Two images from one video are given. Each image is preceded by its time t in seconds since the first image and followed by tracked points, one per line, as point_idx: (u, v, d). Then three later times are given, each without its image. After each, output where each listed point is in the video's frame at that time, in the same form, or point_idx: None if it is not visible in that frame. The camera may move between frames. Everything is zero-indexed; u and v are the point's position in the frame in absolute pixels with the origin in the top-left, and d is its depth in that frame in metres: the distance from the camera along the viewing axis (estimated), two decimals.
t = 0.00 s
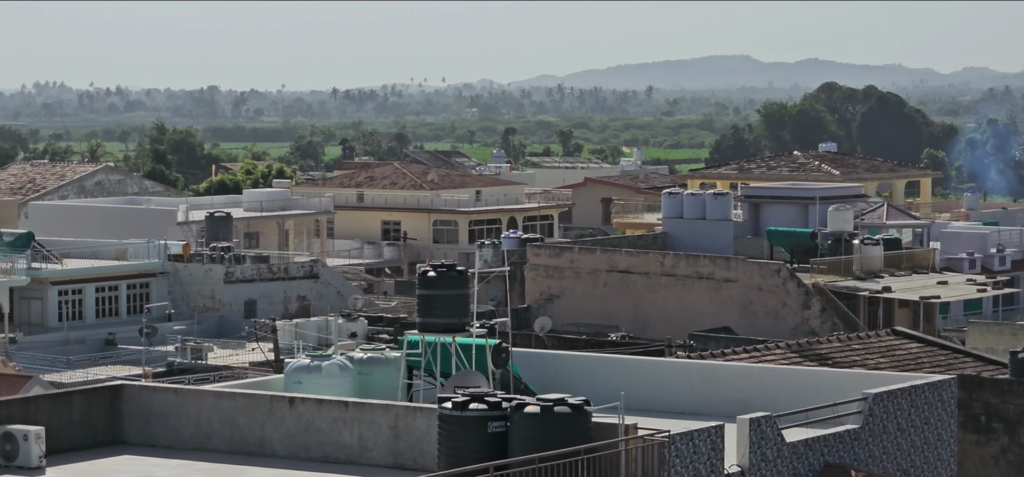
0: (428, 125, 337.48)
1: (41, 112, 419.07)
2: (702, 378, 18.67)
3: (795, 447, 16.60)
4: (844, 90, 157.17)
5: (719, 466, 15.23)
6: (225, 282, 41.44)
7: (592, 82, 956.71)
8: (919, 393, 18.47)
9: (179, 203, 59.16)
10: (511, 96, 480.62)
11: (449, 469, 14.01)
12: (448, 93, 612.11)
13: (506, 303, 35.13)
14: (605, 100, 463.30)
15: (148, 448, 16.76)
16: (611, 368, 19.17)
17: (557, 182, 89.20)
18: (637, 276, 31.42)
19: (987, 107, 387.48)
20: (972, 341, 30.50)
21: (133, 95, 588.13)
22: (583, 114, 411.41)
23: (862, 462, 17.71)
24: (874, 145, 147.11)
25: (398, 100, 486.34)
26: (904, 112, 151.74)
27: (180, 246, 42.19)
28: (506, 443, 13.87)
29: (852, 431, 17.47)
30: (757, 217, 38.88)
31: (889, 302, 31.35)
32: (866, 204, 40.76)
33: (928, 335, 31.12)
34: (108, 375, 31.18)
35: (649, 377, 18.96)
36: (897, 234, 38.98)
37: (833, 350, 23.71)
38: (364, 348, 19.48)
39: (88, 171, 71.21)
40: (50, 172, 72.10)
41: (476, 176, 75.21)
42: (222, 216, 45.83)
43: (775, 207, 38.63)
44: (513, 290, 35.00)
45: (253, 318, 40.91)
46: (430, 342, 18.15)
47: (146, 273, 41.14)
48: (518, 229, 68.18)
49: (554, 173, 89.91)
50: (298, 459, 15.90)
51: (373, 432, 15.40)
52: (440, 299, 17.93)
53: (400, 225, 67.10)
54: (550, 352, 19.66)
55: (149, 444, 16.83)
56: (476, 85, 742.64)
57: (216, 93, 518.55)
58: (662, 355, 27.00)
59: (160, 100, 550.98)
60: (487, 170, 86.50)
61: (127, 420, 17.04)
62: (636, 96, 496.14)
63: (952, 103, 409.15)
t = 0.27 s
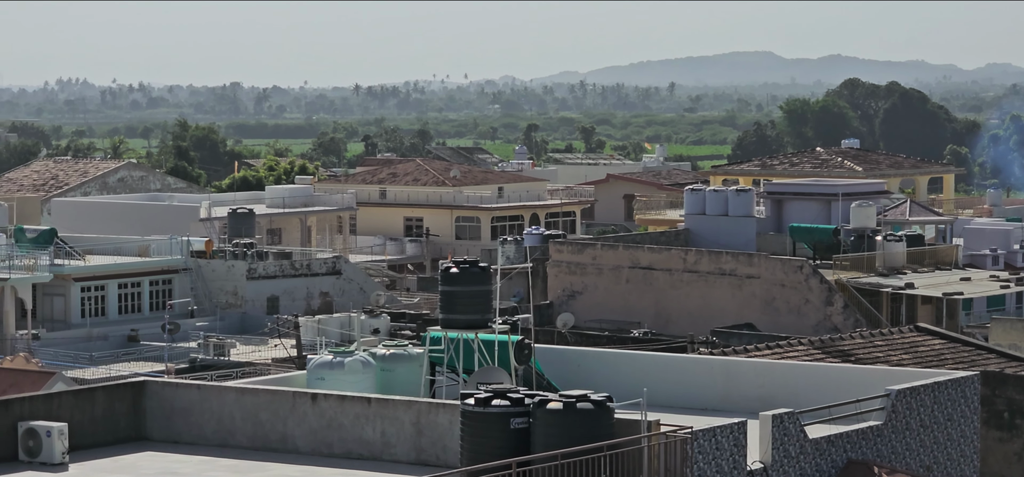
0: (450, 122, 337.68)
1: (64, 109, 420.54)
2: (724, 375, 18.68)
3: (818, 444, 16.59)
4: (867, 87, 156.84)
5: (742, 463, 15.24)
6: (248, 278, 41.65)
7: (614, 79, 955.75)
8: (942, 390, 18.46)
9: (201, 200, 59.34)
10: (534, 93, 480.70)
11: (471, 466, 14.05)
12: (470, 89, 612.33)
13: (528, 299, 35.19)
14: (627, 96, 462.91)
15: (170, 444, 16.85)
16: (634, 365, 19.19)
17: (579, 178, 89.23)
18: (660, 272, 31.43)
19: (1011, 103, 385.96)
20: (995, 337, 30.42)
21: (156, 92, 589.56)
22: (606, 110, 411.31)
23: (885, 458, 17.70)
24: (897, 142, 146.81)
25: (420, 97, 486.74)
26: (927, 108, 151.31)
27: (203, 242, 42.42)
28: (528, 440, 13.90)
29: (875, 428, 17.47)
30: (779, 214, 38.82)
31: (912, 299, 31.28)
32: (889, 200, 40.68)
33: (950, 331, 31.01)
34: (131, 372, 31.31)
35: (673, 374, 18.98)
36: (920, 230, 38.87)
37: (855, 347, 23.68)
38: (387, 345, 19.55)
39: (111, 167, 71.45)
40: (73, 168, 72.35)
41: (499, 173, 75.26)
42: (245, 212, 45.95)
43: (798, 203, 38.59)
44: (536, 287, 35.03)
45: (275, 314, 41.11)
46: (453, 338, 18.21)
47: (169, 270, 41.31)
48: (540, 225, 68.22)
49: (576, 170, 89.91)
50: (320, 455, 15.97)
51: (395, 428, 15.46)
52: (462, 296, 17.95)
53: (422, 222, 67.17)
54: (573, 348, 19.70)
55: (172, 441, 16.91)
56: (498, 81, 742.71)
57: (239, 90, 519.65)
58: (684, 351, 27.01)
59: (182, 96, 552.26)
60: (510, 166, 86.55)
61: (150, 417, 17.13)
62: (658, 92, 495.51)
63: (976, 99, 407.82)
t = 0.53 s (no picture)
0: (471, 119, 337.81)
1: (86, 106, 421.89)
2: (745, 374, 18.71)
3: (840, 441, 16.58)
4: (888, 85, 156.39)
5: (763, 461, 15.25)
6: (269, 276, 41.80)
7: (635, 76, 954.89)
8: (964, 388, 18.43)
9: (223, 197, 59.52)
10: (555, 91, 480.56)
11: (493, 463, 14.10)
12: (491, 87, 612.51)
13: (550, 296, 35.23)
14: (648, 93, 462.55)
15: (191, 441, 16.89)
16: (655, 363, 19.22)
17: (600, 176, 89.22)
18: (681, 270, 31.45)
19: None
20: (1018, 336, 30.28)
21: (177, 90, 590.92)
22: (627, 108, 411.16)
23: (907, 456, 17.67)
24: (919, 139, 146.43)
25: (442, 94, 487.10)
26: (949, 105, 150.90)
27: (225, 240, 42.60)
28: (550, 437, 13.94)
29: (896, 425, 17.45)
30: (801, 211, 38.86)
31: (934, 296, 31.18)
32: (911, 198, 40.64)
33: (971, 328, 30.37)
34: (152, 369, 31.42)
35: (693, 371, 19.00)
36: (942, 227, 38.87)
37: (877, 345, 23.67)
38: (408, 342, 19.61)
39: (132, 165, 71.65)
40: (95, 165, 72.64)
41: (520, 170, 75.31)
42: (267, 209, 46.10)
43: (820, 201, 38.61)
44: (557, 284, 35.06)
45: (297, 312, 41.28)
46: (474, 336, 18.29)
47: (191, 267, 41.52)
48: (561, 222, 68.26)
49: (597, 167, 89.92)
50: (341, 452, 16.04)
51: (417, 425, 15.51)
52: (484, 294, 18.24)
53: (443, 219, 67.26)
54: (594, 345, 19.75)
55: (193, 438, 16.96)
56: (519, 79, 743.14)
57: (260, 87, 520.69)
58: (705, 349, 27.02)
59: (204, 94, 553.53)
60: (531, 164, 86.64)
61: (171, 415, 17.17)
62: (679, 89, 495.09)
63: (999, 96, 406.37)
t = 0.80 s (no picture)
0: (493, 119, 337.85)
1: (110, 106, 423.32)
2: (768, 374, 18.72)
3: (862, 441, 16.57)
4: (911, 84, 155.98)
5: (785, 462, 15.26)
6: (292, 275, 41.86)
7: (658, 76, 953.98)
8: (986, 389, 18.41)
9: (245, 197, 59.70)
10: (577, 91, 480.39)
11: (515, 463, 14.14)
12: (512, 87, 612.92)
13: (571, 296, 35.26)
14: (670, 93, 462.06)
15: (213, 441, 16.98)
16: (678, 364, 19.24)
17: (622, 176, 89.20)
18: (703, 270, 31.44)
19: None
20: None
21: (200, 90, 592.47)
22: (649, 108, 410.82)
23: (929, 456, 17.66)
24: (942, 139, 146.06)
25: (464, 94, 487.32)
26: (972, 106, 150.46)
27: (247, 240, 42.64)
28: (572, 437, 13.97)
29: (919, 425, 17.43)
30: (823, 212, 38.85)
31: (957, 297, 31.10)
32: (933, 198, 40.58)
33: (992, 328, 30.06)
34: (175, 370, 31.55)
35: (715, 372, 19.01)
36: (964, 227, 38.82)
37: (900, 345, 23.63)
38: (430, 342, 19.66)
39: (154, 165, 71.89)
40: (117, 165, 72.91)
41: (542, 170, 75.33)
42: (289, 210, 46.23)
43: (843, 201, 38.61)
44: (579, 284, 35.09)
45: (320, 312, 41.37)
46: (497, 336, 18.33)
47: (213, 267, 41.67)
48: (583, 223, 68.27)
49: (619, 167, 89.91)
50: (363, 452, 16.10)
51: (439, 425, 15.57)
52: (506, 293, 18.12)
53: (465, 219, 67.34)
54: (617, 346, 19.78)
55: (215, 438, 17.04)
56: (541, 79, 743.02)
57: (283, 88, 521.75)
58: (728, 349, 27.00)
59: (227, 95, 554.99)
60: (553, 164, 86.67)
61: (193, 413, 17.24)
62: (701, 90, 494.55)
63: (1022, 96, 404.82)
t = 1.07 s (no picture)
0: (517, 122, 337.80)
1: (135, 109, 424.84)
2: (793, 376, 18.70)
3: (887, 445, 16.56)
4: (936, 87, 155.52)
5: (810, 465, 15.27)
6: (317, 279, 42.00)
7: (682, 79, 952.88)
8: (1011, 392, 18.38)
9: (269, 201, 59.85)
10: (602, 94, 480.20)
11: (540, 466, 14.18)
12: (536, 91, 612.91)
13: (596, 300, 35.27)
14: (695, 96, 461.44)
15: (238, 445, 17.07)
16: (703, 367, 19.26)
17: (647, 180, 89.17)
18: (728, 274, 31.43)
19: None
20: None
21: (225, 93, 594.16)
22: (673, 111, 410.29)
23: (955, 460, 17.63)
24: (967, 142, 145.60)
25: (488, 97, 487.52)
26: (998, 108, 149.95)
27: (271, 244, 42.96)
28: (596, 441, 14.01)
29: (944, 429, 17.42)
30: (848, 215, 38.75)
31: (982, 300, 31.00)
32: (958, 201, 40.46)
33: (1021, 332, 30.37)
34: (199, 373, 31.66)
35: (739, 375, 19.02)
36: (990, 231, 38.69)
37: (925, 349, 23.59)
38: (455, 345, 19.72)
39: (180, 168, 72.08)
40: (142, 169, 73.18)
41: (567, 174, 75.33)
42: (314, 213, 46.34)
43: (868, 204, 38.51)
44: (604, 288, 35.08)
45: (344, 315, 41.47)
46: (521, 339, 18.36)
47: (238, 271, 41.82)
48: (608, 226, 68.23)
49: (644, 171, 89.85)
50: (388, 456, 16.16)
51: (463, 429, 15.63)
52: (530, 296, 18.29)
53: (490, 222, 67.40)
54: (641, 349, 19.81)
55: (240, 441, 17.12)
56: (565, 82, 742.93)
57: (308, 91, 522.69)
58: (752, 352, 26.97)
59: (252, 98, 556.13)
60: (577, 167, 86.66)
61: (218, 416, 17.32)
62: (726, 93, 493.87)
63: None
